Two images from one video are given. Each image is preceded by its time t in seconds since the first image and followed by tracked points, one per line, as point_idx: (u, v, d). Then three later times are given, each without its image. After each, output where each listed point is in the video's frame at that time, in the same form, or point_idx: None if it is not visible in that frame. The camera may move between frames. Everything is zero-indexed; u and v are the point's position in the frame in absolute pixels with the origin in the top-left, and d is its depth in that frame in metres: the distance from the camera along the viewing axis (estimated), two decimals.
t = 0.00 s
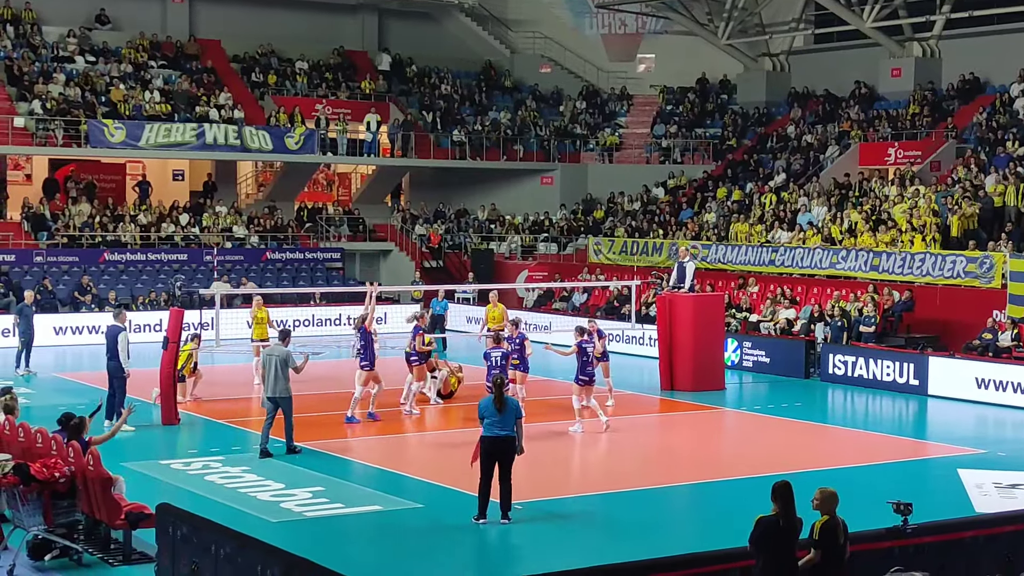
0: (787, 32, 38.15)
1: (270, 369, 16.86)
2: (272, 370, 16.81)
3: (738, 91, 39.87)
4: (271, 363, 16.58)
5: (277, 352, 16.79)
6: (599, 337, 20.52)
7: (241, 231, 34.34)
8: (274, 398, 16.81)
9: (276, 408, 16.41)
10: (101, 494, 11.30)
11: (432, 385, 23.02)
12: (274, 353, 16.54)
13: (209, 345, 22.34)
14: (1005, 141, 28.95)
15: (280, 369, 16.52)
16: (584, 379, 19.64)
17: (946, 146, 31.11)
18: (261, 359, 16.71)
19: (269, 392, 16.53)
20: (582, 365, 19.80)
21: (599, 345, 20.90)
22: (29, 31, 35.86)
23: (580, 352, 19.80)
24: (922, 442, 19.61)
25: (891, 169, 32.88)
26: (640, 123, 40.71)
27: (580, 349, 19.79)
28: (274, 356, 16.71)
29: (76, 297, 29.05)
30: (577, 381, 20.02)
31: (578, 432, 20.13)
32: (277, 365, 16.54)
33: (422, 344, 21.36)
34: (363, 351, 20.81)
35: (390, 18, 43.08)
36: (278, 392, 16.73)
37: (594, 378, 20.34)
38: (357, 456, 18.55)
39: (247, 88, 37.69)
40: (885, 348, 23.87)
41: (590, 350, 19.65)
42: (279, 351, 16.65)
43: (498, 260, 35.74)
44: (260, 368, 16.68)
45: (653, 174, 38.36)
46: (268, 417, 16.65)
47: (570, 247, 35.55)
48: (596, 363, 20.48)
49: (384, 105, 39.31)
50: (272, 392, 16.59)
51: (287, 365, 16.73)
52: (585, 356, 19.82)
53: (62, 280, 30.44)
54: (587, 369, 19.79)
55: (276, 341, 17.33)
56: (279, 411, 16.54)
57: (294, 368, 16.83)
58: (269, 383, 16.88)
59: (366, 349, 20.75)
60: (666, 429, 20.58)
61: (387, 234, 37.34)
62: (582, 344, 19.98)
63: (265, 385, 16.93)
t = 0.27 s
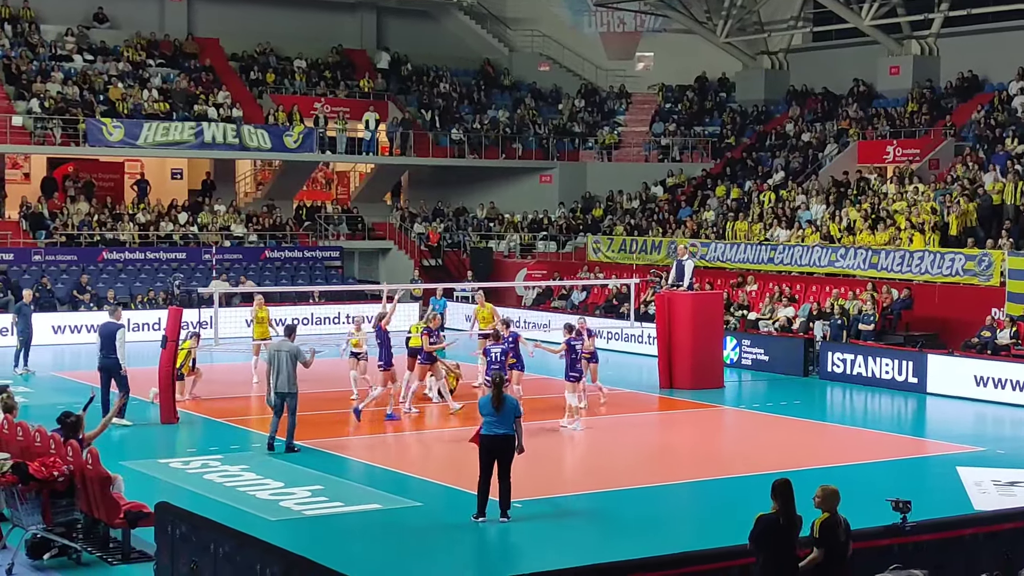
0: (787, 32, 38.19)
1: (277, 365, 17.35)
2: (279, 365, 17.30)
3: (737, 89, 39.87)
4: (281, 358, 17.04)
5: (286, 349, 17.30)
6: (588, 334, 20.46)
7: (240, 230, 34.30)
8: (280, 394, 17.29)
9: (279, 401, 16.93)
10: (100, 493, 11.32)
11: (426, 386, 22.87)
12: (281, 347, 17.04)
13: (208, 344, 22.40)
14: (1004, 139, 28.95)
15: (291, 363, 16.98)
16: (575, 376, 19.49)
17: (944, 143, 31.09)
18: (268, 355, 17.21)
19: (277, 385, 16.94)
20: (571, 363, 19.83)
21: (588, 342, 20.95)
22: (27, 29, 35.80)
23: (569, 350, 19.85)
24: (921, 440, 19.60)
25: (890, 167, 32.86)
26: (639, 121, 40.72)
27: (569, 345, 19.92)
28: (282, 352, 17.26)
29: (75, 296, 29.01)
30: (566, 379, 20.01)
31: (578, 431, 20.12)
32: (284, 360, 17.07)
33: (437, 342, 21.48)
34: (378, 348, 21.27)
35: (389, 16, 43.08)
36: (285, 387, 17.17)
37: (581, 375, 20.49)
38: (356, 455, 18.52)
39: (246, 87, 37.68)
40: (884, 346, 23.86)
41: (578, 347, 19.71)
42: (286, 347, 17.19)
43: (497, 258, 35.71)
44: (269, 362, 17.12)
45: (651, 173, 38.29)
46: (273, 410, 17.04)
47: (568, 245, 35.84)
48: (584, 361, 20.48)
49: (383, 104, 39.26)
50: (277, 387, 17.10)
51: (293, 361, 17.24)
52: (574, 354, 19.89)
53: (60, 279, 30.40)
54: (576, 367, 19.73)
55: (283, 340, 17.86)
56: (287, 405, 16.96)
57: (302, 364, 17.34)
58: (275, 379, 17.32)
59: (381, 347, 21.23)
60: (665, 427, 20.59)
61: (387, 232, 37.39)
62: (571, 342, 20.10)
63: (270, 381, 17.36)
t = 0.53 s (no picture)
0: (783, 32, 39.00)
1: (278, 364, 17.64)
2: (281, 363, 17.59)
3: (733, 89, 40.03)
4: (280, 356, 17.41)
5: (285, 347, 17.62)
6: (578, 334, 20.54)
7: (236, 229, 34.24)
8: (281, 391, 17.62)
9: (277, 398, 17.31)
10: (96, 494, 11.24)
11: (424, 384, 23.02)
12: (280, 346, 17.36)
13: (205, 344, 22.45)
14: (1000, 136, 28.96)
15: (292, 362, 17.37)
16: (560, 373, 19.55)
17: (941, 141, 31.04)
18: (269, 353, 17.52)
19: (278, 383, 17.34)
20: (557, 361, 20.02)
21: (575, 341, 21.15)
22: (23, 28, 35.74)
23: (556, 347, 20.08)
24: (918, 438, 19.61)
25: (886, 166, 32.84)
26: (636, 120, 40.63)
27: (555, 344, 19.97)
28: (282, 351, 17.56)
29: (72, 295, 28.95)
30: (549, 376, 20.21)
31: (575, 429, 20.12)
32: (283, 359, 17.40)
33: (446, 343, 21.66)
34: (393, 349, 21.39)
35: (386, 15, 43.06)
36: (285, 385, 17.58)
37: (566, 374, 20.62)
38: (352, 454, 18.48)
39: (242, 86, 37.66)
40: (881, 344, 23.86)
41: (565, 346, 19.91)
42: (286, 346, 17.47)
43: (493, 257, 35.68)
44: (268, 361, 17.50)
45: (648, 171, 38.21)
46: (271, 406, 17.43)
47: (566, 244, 35.74)
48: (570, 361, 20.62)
49: (380, 102, 39.23)
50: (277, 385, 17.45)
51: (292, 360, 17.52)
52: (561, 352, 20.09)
53: (57, 278, 30.35)
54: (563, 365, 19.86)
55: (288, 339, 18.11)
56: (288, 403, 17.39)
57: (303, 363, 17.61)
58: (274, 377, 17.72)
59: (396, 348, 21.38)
60: (661, 425, 20.60)
61: (384, 232, 37.53)
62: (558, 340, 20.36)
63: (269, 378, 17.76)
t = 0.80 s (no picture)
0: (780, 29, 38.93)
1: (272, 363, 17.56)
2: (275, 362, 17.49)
3: (731, 87, 39.90)
4: (273, 357, 17.32)
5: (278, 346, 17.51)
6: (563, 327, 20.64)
7: (231, 227, 34.07)
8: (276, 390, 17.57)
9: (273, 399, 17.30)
10: (91, 495, 11.19)
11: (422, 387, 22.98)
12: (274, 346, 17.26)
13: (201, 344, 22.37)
14: (998, 135, 28.87)
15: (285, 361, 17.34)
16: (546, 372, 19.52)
17: (940, 140, 31.09)
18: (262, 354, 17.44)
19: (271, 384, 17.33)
20: (544, 360, 20.07)
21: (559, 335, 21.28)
22: (16, 26, 35.53)
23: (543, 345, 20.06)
24: (916, 438, 19.50)
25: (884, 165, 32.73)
26: (632, 118, 40.70)
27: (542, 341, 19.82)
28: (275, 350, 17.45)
29: (66, 294, 28.73)
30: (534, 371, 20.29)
31: (572, 429, 20.00)
32: (276, 360, 17.30)
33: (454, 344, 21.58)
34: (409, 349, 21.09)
35: (382, 13, 42.87)
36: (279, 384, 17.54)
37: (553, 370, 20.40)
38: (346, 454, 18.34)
39: (237, 83, 37.46)
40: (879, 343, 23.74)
41: (553, 345, 19.87)
42: (279, 345, 17.33)
43: (490, 257, 35.49)
44: (261, 360, 17.52)
45: (646, 170, 37.83)
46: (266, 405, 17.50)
47: (562, 243, 35.13)
48: (557, 360, 20.62)
49: (375, 100, 39.05)
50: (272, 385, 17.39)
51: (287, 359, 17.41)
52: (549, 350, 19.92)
53: (50, 277, 30.15)
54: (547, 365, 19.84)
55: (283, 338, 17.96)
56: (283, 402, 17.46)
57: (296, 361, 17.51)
58: (269, 374, 17.78)
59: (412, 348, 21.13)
60: (659, 425, 20.48)
61: (380, 231, 37.49)
62: (545, 338, 20.37)
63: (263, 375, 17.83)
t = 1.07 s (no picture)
0: (769, 35, 38.99)
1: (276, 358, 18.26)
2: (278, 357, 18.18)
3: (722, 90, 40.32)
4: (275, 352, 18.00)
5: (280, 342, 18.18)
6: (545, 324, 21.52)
7: (235, 228, 34.72)
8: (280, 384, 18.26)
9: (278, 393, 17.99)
10: (99, 488, 11.83)
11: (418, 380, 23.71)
12: (276, 341, 17.93)
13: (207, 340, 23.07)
14: (981, 138, 29.58)
15: (285, 357, 18.04)
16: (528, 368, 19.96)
17: (923, 142, 31.59)
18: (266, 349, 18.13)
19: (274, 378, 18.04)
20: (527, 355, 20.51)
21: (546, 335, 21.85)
22: (26, 33, 36.24)
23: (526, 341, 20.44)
24: (902, 433, 20.14)
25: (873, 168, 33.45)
26: (626, 121, 41.47)
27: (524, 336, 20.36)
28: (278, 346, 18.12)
29: (75, 293, 29.38)
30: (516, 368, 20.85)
31: (567, 424, 20.66)
32: (278, 355, 17.99)
33: (461, 343, 22.17)
34: (430, 348, 21.53)
35: (381, 20, 43.57)
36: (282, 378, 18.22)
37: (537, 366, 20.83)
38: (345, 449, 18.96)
39: (241, 88, 38.12)
40: (866, 340, 24.40)
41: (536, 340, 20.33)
42: (281, 340, 18.02)
43: (487, 256, 36.11)
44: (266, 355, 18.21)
45: (638, 173, 38.91)
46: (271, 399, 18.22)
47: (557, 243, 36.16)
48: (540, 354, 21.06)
49: (376, 105, 39.80)
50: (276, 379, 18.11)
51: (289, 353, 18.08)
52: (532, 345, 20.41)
53: (59, 277, 30.78)
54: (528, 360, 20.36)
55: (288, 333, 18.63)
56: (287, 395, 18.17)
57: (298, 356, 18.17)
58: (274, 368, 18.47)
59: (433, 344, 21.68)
60: (652, 420, 21.13)
61: (380, 231, 38.09)
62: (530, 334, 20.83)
63: (270, 371, 18.59)
